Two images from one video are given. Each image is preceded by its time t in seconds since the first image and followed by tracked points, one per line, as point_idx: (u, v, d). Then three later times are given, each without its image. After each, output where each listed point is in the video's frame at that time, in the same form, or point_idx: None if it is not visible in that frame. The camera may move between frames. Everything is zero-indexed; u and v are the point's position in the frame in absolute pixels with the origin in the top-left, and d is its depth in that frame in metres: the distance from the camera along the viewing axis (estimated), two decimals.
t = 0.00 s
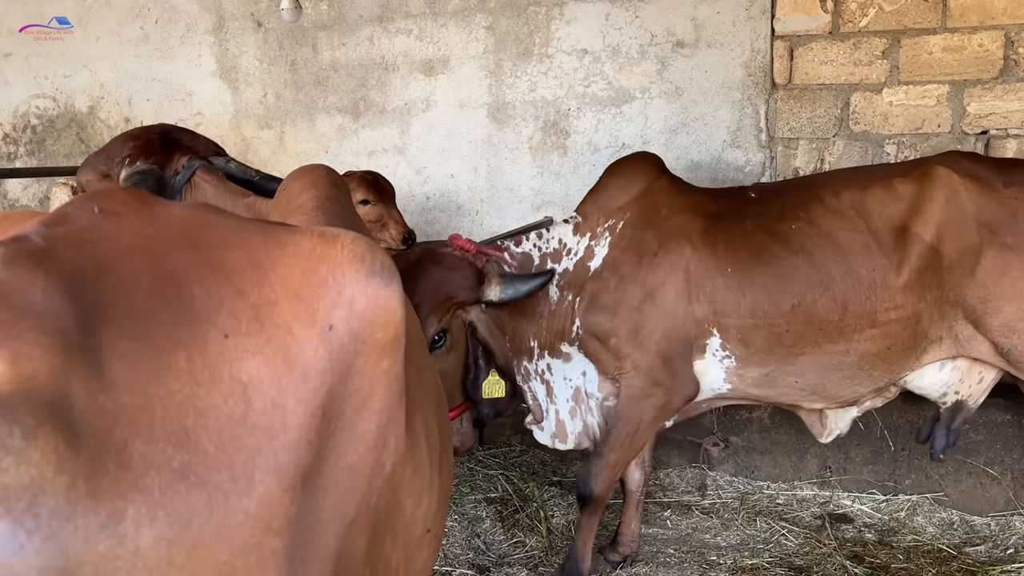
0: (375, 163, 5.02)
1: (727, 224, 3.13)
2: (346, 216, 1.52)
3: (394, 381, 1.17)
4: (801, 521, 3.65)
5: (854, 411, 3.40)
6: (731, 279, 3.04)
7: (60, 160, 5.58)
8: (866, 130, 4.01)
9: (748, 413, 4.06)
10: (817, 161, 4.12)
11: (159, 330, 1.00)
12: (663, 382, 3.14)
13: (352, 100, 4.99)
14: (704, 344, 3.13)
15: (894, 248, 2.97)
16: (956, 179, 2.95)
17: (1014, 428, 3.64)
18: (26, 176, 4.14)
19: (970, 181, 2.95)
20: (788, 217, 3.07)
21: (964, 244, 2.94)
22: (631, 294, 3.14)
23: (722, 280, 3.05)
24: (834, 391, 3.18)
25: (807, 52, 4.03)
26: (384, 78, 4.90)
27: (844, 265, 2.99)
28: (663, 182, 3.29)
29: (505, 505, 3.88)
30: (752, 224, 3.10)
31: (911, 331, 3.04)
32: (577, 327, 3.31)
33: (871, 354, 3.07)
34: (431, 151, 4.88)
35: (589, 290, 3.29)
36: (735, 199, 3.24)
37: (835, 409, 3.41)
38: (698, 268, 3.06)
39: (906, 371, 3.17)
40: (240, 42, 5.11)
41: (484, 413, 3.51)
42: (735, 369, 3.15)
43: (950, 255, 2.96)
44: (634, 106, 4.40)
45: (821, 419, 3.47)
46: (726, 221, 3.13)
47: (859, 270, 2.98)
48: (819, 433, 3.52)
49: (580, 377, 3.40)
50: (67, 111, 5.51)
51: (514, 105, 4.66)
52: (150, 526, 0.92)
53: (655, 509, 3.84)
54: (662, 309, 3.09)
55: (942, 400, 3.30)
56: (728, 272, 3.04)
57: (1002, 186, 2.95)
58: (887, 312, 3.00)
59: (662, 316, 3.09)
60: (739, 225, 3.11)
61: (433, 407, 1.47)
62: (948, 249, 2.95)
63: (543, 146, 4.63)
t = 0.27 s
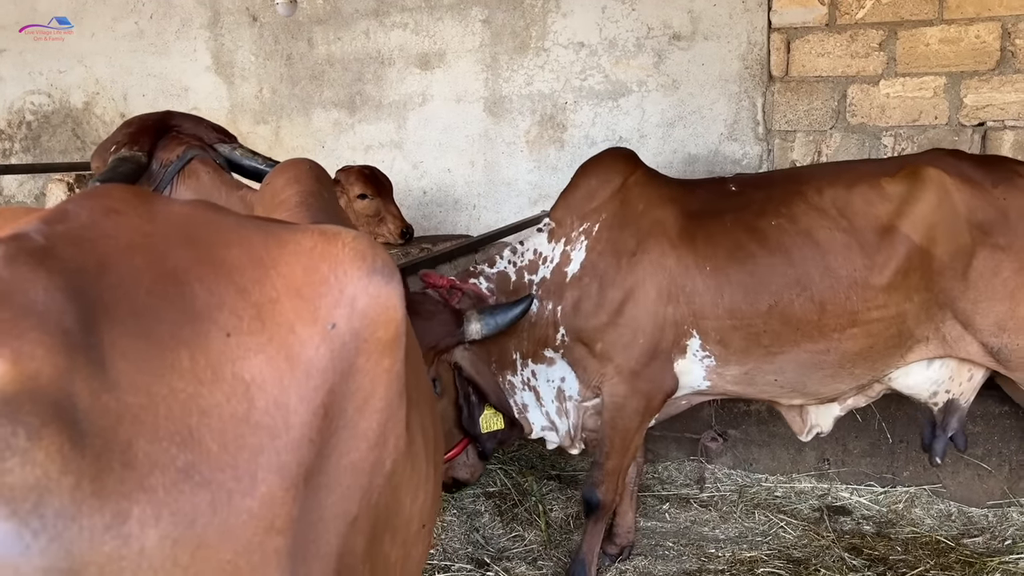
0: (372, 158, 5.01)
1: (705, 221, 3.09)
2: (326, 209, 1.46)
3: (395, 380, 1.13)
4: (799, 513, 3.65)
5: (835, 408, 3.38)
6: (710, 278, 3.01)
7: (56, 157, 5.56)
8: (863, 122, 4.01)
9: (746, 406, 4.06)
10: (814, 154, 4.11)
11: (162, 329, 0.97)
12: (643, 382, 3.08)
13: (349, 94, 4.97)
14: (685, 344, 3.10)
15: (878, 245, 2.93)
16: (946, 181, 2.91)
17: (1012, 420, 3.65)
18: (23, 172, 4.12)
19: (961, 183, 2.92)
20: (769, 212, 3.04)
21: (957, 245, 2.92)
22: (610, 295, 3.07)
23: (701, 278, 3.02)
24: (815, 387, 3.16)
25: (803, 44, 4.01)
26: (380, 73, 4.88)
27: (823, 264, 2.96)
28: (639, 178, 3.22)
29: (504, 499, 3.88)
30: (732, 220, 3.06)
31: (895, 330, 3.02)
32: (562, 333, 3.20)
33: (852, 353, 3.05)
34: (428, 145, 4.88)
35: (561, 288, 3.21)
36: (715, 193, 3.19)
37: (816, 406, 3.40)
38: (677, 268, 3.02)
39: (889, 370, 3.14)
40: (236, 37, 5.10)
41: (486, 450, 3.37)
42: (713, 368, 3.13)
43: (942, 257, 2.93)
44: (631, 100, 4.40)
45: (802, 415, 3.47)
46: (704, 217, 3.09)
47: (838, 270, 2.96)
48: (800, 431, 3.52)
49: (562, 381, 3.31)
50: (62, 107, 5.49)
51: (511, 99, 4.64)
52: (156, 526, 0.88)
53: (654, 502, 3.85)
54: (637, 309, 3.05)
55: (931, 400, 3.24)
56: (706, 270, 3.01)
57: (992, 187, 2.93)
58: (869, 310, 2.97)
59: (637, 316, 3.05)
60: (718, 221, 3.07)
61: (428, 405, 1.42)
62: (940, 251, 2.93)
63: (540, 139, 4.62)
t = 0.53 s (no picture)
0: (368, 153, 5.00)
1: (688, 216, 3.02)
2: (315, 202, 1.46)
3: (392, 373, 1.14)
4: (795, 506, 3.66)
5: (822, 407, 3.34)
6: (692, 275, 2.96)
7: (50, 153, 5.53)
8: (858, 115, 4.00)
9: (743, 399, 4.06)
10: (810, 147, 4.11)
11: (166, 326, 0.96)
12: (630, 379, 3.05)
13: (344, 89, 4.96)
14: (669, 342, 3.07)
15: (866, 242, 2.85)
16: (936, 182, 2.83)
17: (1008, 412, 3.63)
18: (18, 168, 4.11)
19: (951, 184, 2.85)
20: (753, 207, 2.97)
21: (948, 246, 2.83)
22: (590, 292, 3.04)
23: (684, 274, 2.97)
24: (800, 385, 3.10)
25: (799, 37, 4.02)
26: (376, 67, 4.87)
27: (808, 261, 2.88)
28: (617, 172, 3.18)
29: (501, 493, 3.88)
30: (715, 215, 2.99)
31: (885, 330, 2.93)
32: (546, 333, 3.18)
33: (840, 352, 2.97)
34: (424, 140, 4.86)
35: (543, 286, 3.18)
36: (698, 185, 3.12)
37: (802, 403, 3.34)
38: (659, 264, 2.98)
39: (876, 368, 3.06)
40: (231, 31, 5.08)
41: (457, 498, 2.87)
42: (699, 364, 3.08)
43: (934, 259, 2.84)
44: (627, 93, 4.39)
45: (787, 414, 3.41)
46: (686, 213, 3.02)
47: (824, 268, 2.87)
48: (787, 431, 3.46)
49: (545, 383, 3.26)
50: (56, 103, 5.47)
51: (507, 93, 4.64)
52: (170, 523, 0.89)
53: (652, 496, 3.85)
54: (620, 307, 3.02)
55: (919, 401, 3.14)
56: (689, 266, 2.96)
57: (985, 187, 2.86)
58: (858, 310, 2.89)
59: (620, 314, 3.02)
60: (701, 217, 3.00)
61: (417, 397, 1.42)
62: (933, 252, 2.83)
63: (537, 134, 4.62)
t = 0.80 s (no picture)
0: (361, 149, 4.98)
1: (660, 209, 3.00)
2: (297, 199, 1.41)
3: (371, 367, 1.04)
4: (790, 499, 3.68)
5: (787, 401, 3.35)
6: (666, 267, 2.94)
7: (42, 149, 5.50)
8: (852, 109, 4.01)
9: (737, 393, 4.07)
10: (805, 141, 4.11)
11: (133, 323, 0.89)
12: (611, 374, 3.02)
13: (337, 84, 4.95)
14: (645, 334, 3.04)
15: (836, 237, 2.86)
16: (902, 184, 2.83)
17: (1001, 405, 3.61)
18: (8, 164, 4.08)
19: (917, 184, 2.85)
20: (725, 201, 2.96)
21: (915, 248, 2.83)
22: (567, 287, 3.02)
23: (658, 266, 2.95)
24: (773, 379, 3.10)
25: (793, 32, 4.02)
26: (369, 62, 4.86)
27: (779, 255, 2.88)
28: (589, 167, 3.14)
29: (497, 488, 3.89)
30: (688, 207, 2.98)
31: (854, 326, 2.94)
32: (523, 332, 3.15)
33: (812, 346, 2.97)
34: (418, 135, 4.85)
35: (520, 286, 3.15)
36: (670, 179, 3.10)
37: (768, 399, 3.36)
38: (634, 257, 2.96)
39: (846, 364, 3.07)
40: (223, 27, 5.06)
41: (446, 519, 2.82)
42: (673, 357, 3.06)
43: (900, 260, 2.85)
44: (621, 88, 4.38)
45: (754, 406, 3.41)
46: (661, 206, 3.01)
47: (795, 262, 2.88)
48: (751, 421, 3.47)
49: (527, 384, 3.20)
50: (48, 99, 5.43)
51: (500, 88, 4.63)
52: (133, 520, 0.84)
53: (646, 490, 3.86)
54: (596, 301, 2.99)
55: (885, 394, 3.20)
56: (662, 260, 2.94)
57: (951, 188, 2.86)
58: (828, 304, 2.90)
59: (596, 308, 3.00)
60: (675, 210, 2.98)
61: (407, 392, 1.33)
62: (899, 253, 2.84)
63: (531, 128, 4.61)
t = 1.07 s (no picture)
0: (354, 145, 4.97)
1: (630, 204, 3.03)
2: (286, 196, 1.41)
3: (354, 362, 1.05)
4: (784, 494, 3.69)
5: (750, 388, 3.38)
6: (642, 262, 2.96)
7: (32, 145, 5.47)
8: (844, 104, 4.01)
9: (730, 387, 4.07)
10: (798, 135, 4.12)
11: (105, 322, 0.93)
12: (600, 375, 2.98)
13: (329, 80, 4.93)
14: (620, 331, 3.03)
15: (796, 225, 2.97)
16: (859, 172, 2.97)
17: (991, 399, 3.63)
18: None
19: (871, 172, 2.99)
20: (694, 192, 3.03)
21: (869, 233, 2.96)
22: (549, 291, 2.95)
23: (633, 262, 2.96)
24: (745, 367, 3.15)
25: (785, 27, 4.03)
26: (361, 58, 4.84)
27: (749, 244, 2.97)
28: (560, 168, 3.09)
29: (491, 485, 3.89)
30: (657, 201, 3.02)
31: (817, 311, 3.05)
32: (507, 339, 3.06)
33: (781, 333, 3.06)
34: (411, 131, 4.84)
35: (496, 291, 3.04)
36: (635, 173, 3.14)
37: (733, 388, 3.39)
38: (609, 253, 2.96)
39: (810, 349, 3.17)
40: (214, 22, 5.04)
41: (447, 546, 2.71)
42: (648, 353, 3.07)
43: (857, 245, 2.97)
44: (613, 84, 4.38)
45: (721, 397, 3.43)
46: (628, 202, 3.03)
47: (764, 249, 2.97)
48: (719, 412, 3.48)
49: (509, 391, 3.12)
50: (38, 95, 5.40)
51: (493, 84, 4.62)
52: (99, 522, 0.87)
53: (640, 485, 3.86)
54: (580, 302, 2.95)
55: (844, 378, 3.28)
56: (638, 255, 2.96)
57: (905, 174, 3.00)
58: (795, 291, 2.99)
59: (581, 306, 2.95)
60: (642, 204, 3.02)
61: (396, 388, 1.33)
62: (855, 238, 2.97)
63: (524, 124, 4.60)
